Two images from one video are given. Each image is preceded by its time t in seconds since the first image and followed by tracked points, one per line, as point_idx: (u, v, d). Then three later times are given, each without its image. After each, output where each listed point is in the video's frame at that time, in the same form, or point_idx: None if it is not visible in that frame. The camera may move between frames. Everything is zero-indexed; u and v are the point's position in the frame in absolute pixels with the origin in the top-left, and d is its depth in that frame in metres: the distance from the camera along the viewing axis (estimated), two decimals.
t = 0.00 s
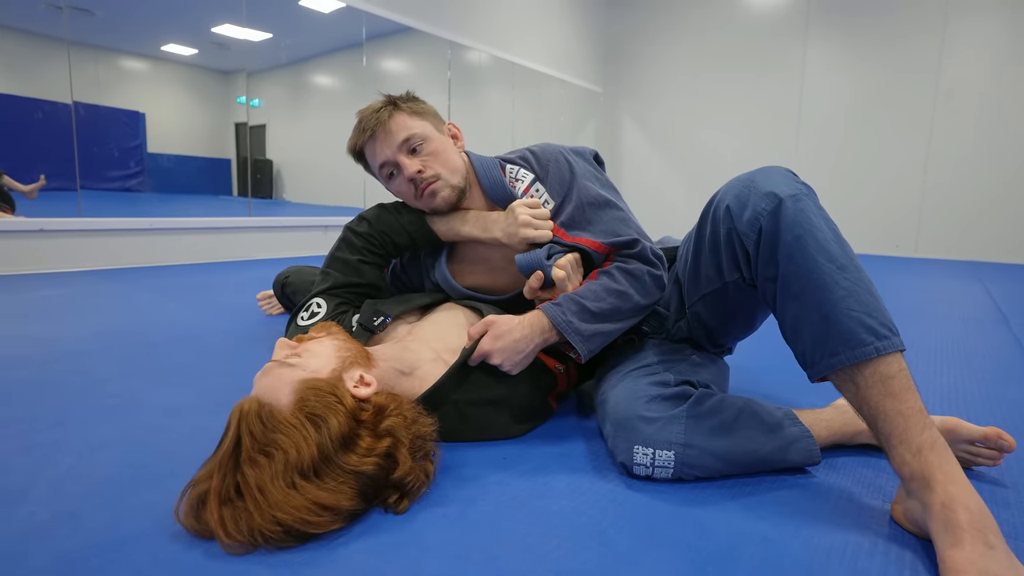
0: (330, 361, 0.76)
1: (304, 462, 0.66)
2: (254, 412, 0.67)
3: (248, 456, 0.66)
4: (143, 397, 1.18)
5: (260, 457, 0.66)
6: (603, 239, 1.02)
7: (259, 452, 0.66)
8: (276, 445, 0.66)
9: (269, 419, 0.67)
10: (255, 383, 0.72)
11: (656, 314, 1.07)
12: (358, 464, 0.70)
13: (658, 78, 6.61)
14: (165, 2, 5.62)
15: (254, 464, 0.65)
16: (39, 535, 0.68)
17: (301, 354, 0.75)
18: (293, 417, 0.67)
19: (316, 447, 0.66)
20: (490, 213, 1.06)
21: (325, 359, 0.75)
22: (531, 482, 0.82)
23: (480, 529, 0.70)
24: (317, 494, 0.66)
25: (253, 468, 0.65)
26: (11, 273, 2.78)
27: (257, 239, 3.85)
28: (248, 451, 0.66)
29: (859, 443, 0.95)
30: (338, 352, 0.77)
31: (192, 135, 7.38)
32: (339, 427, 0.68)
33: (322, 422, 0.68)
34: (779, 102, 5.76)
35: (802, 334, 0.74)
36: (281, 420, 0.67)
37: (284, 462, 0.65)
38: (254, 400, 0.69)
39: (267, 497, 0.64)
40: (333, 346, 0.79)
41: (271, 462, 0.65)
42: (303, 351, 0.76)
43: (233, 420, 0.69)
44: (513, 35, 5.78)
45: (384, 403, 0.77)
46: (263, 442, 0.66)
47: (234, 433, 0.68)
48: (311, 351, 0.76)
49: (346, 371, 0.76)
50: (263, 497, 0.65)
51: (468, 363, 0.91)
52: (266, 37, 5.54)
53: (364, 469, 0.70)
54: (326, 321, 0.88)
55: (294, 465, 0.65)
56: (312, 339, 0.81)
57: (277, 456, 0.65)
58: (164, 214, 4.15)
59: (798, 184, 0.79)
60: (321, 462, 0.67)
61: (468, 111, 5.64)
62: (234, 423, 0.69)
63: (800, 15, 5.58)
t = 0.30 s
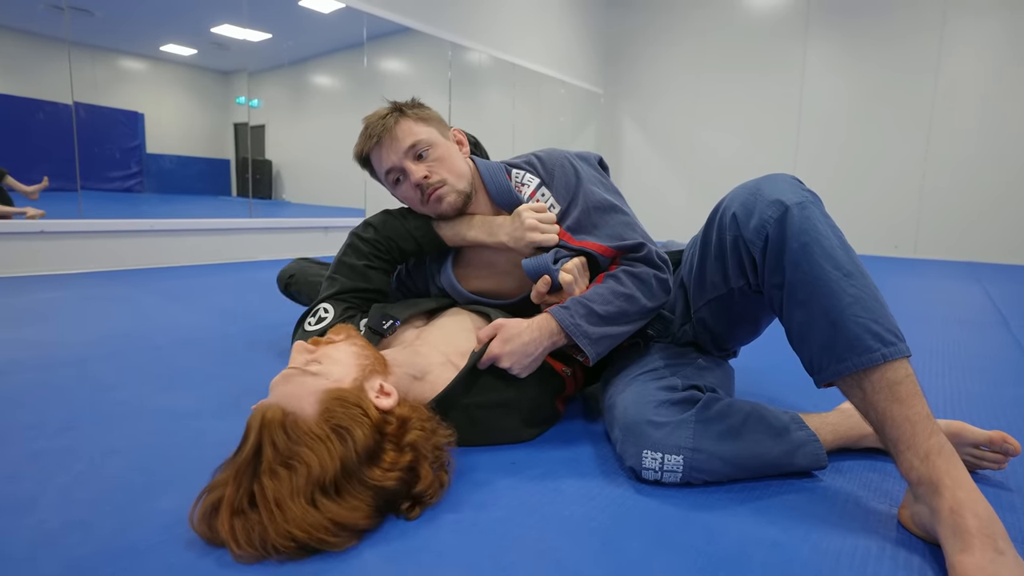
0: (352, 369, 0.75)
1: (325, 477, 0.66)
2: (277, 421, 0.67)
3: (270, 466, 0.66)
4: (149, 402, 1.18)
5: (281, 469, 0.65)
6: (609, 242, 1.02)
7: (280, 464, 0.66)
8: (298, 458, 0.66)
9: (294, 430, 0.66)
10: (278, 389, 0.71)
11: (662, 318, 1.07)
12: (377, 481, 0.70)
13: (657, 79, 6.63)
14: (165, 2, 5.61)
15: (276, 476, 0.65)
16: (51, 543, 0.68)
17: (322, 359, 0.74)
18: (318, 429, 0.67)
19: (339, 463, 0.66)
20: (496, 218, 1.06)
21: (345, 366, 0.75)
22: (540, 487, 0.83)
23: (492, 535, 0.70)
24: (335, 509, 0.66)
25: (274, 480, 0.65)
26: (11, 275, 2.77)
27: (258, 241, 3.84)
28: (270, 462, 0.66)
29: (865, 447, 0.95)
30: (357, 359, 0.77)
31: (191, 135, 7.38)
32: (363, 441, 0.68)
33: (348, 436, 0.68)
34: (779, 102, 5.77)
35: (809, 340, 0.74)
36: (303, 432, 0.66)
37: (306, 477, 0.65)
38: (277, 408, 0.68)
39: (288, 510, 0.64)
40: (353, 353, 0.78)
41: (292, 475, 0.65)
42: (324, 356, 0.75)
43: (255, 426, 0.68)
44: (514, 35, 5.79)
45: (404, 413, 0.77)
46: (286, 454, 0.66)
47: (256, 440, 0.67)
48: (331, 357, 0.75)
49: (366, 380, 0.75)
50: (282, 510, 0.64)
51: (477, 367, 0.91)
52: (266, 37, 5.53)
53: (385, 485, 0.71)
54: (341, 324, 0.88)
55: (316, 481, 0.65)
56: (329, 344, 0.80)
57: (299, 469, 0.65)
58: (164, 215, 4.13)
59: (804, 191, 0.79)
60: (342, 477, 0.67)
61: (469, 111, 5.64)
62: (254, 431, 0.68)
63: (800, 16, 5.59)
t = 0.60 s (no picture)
0: (390, 390, 0.75)
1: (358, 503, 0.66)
2: (321, 438, 0.66)
3: (302, 482, 0.65)
4: (150, 407, 1.18)
5: (316, 486, 0.64)
6: (609, 250, 1.04)
7: (315, 481, 0.65)
8: (335, 480, 0.65)
9: (335, 450, 0.66)
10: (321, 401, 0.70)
11: (661, 324, 1.09)
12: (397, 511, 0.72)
13: (652, 80, 6.65)
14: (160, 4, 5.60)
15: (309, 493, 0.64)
16: (58, 551, 0.69)
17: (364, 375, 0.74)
18: (359, 453, 0.67)
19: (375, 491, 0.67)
20: (497, 226, 1.07)
21: (383, 384, 0.75)
22: (541, 493, 0.84)
23: (495, 543, 0.71)
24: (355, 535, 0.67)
25: (306, 498, 0.64)
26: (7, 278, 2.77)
27: (255, 242, 3.84)
28: (304, 479, 0.65)
29: (861, 451, 0.97)
30: (391, 377, 0.77)
31: (186, 136, 7.36)
32: (398, 471, 0.70)
33: (385, 463, 0.69)
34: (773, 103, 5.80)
35: (806, 347, 0.76)
36: (345, 454, 0.66)
37: (341, 502, 0.65)
38: (320, 422, 0.67)
39: (313, 531, 0.63)
40: (390, 370, 0.78)
41: (325, 496, 0.64)
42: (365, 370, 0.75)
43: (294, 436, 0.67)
44: (510, 36, 5.81)
45: (430, 439, 0.79)
46: (323, 475, 0.65)
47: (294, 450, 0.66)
48: (372, 373, 0.75)
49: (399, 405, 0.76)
50: (308, 531, 0.63)
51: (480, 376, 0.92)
52: (261, 38, 5.53)
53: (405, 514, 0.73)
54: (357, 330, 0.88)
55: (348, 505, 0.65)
56: (361, 352, 0.79)
57: (334, 492, 0.65)
58: (159, 217, 4.12)
59: (800, 201, 0.81)
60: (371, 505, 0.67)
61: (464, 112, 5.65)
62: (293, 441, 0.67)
63: (794, 17, 5.63)
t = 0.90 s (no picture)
0: (391, 396, 0.76)
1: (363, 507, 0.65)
2: (325, 442, 0.66)
3: (306, 487, 0.64)
4: (143, 414, 1.17)
5: (320, 490, 0.64)
6: (607, 256, 1.04)
7: (318, 485, 0.64)
8: (339, 483, 0.65)
9: (339, 454, 0.66)
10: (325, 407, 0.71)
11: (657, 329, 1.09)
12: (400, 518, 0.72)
13: (642, 80, 6.68)
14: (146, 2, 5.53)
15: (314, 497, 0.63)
16: (53, 564, 0.68)
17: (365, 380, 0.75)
18: (362, 458, 0.67)
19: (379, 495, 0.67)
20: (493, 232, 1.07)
21: (385, 390, 0.76)
22: (539, 500, 0.84)
23: (493, 551, 0.71)
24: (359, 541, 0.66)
25: (311, 502, 0.63)
26: None
27: (245, 244, 3.81)
28: (308, 483, 0.64)
29: (854, 455, 0.98)
30: (393, 383, 0.78)
31: (173, 136, 7.29)
32: (400, 476, 0.70)
33: (387, 468, 0.69)
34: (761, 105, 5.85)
35: (801, 354, 0.76)
36: (349, 458, 0.67)
37: (345, 506, 0.64)
38: (323, 427, 0.68)
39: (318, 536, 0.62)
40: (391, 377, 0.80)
41: (328, 501, 0.64)
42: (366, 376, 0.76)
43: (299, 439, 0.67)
44: (500, 37, 5.81)
45: (431, 446, 0.80)
46: (327, 478, 0.65)
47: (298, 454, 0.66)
48: (374, 379, 0.76)
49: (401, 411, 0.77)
50: (313, 537, 0.62)
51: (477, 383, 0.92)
52: (249, 37, 5.48)
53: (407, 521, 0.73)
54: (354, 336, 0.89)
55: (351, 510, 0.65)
56: (362, 358, 0.80)
57: (338, 495, 0.64)
58: (146, 218, 4.07)
59: (794, 209, 0.81)
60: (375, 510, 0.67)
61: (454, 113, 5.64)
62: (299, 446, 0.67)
63: (780, 19, 5.68)
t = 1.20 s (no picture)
0: (362, 380, 0.74)
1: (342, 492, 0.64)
2: (292, 432, 0.64)
3: (281, 480, 0.63)
4: (128, 415, 1.14)
5: (295, 482, 0.63)
6: (600, 250, 1.04)
7: (293, 477, 0.63)
8: (313, 472, 0.63)
9: (308, 442, 0.65)
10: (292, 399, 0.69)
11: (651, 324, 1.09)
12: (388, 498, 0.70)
13: (627, 79, 6.71)
14: None
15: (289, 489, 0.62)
16: (39, 569, 0.65)
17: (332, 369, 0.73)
18: (334, 443, 0.66)
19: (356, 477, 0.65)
20: (487, 226, 1.06)
21: (357, 377, 0.74)
22: (537, 495, 0.83)
23: (494, 547, 0.70)
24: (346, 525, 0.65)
25: (288, 495, 0.62)
26: None
27: (227, 243, 3.75)
28: (283, 475, 0.63)
29: (847, 447, 0.99)
30: (366, 370, 0.76)
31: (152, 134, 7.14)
32: (376, 457, 0.68)
33: (361, 452, 0.67)
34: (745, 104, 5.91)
35: (798, 346, 0.77)
36: (320, 446, 0.65)
37: (323, 492, 0.63)
38: (290, 419, 0.66)
39: (300, 527, 0.62)
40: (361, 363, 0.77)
41: (306, 490, 0.63)
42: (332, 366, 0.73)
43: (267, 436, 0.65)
44: (485, 35, 5.79)
45: (411, 429, 0.77)
46: (301, 467, 0.63)
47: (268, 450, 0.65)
48: (341, 367, 0.74)
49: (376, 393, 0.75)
50: (295, 526, 0.62)
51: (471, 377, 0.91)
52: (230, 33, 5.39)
53: (394, 502, 0.71)
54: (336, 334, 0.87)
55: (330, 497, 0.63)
56: (335, 354, 0.76)
57: (315, 485, 0.63)
58: (125, 217, 3.98)
59: (792, 202, 0.82)
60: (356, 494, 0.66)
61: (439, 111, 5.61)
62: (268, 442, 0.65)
63: (764, 20, 5.74)
